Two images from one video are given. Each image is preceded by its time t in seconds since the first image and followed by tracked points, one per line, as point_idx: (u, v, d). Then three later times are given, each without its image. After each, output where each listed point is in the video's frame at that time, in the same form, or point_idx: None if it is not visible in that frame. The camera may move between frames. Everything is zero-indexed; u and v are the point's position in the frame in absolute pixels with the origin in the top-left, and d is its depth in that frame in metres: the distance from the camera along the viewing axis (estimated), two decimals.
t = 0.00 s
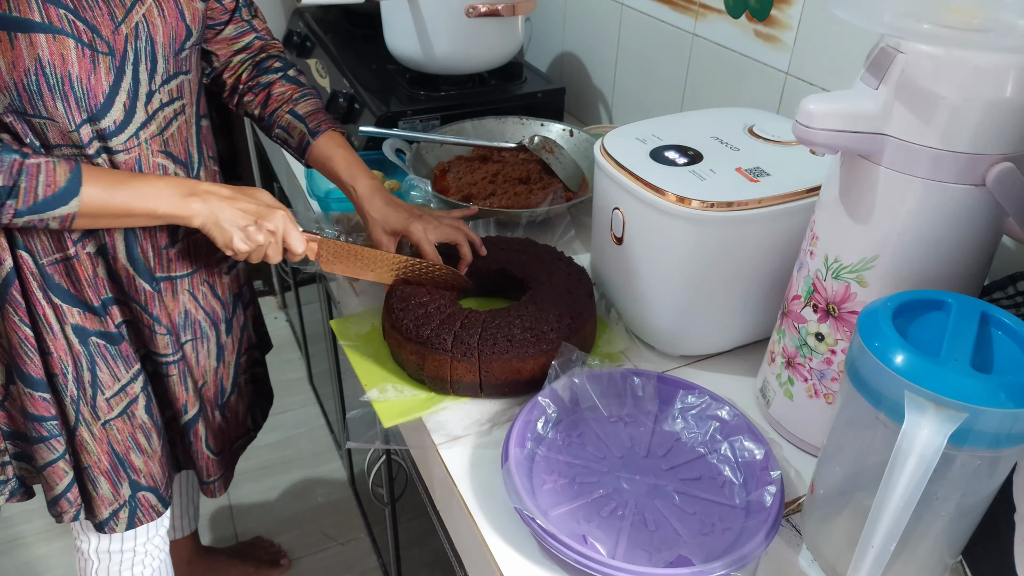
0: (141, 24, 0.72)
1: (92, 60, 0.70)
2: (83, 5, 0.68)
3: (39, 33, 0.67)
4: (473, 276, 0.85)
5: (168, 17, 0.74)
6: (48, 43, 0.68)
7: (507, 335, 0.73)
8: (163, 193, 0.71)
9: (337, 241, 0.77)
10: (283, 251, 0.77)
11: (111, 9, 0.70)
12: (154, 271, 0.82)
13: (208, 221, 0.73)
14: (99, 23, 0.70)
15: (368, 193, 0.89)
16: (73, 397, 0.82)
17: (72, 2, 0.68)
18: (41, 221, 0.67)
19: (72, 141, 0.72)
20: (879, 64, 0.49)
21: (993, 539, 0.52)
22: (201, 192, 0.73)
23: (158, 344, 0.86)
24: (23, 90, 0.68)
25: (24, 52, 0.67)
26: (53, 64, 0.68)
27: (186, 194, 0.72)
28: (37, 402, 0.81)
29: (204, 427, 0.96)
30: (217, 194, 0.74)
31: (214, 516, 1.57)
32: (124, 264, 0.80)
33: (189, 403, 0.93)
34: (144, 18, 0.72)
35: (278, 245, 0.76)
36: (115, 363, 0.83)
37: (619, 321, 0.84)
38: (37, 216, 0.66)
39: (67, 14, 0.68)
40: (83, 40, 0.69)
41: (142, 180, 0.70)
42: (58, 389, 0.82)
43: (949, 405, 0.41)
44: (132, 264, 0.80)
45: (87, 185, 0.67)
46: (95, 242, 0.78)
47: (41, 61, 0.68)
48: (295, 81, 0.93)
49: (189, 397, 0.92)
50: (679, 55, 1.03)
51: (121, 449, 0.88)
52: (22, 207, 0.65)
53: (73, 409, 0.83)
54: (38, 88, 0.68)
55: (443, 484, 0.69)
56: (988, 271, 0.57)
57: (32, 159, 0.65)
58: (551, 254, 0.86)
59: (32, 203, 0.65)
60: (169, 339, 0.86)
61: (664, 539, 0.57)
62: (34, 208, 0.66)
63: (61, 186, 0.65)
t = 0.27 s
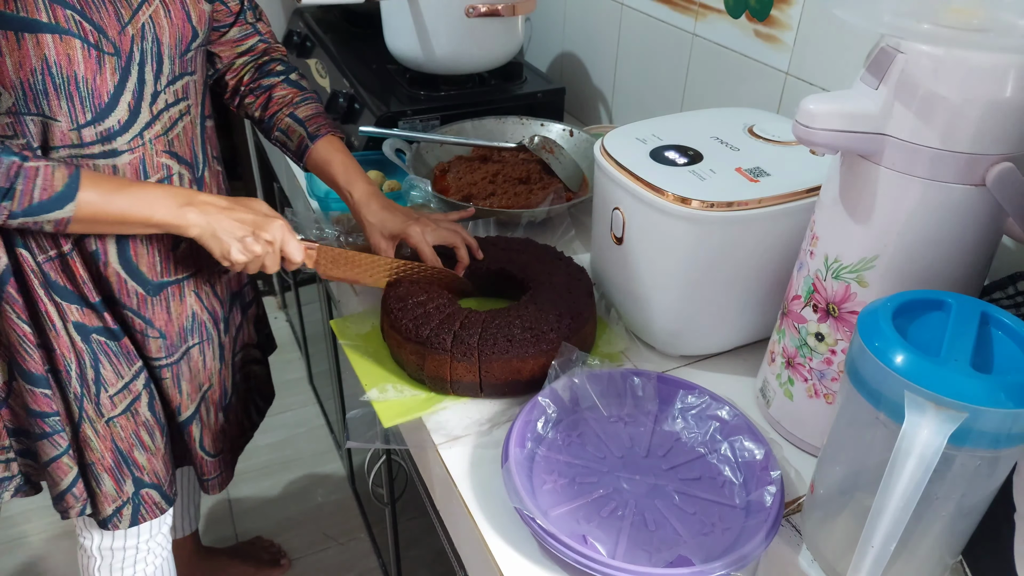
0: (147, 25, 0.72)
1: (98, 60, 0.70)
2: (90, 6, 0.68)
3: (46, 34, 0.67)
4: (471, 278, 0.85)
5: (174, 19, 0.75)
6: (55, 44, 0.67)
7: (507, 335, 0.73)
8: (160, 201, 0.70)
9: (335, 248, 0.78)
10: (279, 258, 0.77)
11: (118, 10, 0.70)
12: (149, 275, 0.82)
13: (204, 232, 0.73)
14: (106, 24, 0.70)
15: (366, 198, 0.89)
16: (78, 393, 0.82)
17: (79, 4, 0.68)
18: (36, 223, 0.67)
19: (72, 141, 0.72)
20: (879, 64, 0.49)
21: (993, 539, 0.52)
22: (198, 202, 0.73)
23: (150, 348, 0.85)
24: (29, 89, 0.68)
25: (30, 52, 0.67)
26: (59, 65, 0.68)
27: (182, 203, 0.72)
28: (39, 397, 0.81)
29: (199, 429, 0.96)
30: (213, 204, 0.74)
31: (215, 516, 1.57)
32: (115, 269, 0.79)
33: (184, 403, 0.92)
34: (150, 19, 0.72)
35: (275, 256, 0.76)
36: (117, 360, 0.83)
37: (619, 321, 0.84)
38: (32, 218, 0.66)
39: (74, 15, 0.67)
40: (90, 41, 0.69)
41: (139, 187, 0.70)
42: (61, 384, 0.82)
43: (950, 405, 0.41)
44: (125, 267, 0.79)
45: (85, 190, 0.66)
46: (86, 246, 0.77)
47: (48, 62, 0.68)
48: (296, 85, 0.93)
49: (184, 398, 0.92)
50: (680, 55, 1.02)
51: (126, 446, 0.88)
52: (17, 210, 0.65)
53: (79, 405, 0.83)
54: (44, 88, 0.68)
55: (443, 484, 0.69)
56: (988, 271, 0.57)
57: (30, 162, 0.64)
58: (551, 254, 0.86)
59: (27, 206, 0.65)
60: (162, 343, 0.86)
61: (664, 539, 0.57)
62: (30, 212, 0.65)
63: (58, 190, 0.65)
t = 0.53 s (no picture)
0: (153, 27, 0.72)
1: (105, 62, 0.70)
2: (98, 7, 0.68)
3: (54, 35, 0.67)
4: (472, 276, 0.86)
5: (180, 20, 0.75)
6: (62, 45, 0.67)
7: (507, 335, 0.73)
8: (165, 212, 0.71)
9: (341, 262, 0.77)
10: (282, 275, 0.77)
11: (125, 11, 0.70)
12: (159, 278, 0.81)
13: (209, 245, 0.73)
14: (114, 25, 0.70)
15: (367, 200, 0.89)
16: (83, 394, 0.82)
17: (87, 5, 0.68)
18: (41, 229, 0.67)
19: (80, 146, 0.72)
20: (879, 64, 0.49)
21: (993, 539, 0.52)
22: (203, 214, 0.73)
23: (156, 351, 0.85)
24: (36, 90, 0.68)
25: (38, 53, 0.67)
26: (67, 66, 0.68)
27: (188, 215, 0.72)
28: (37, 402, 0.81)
29: (206, 428, 0.96)
30: (217, 217, 0.74)
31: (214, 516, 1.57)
32: (125, 271, 0.79)
33: (191, 404, 0.92)
34: (157, 21, 0.72)
35: (279, 269, 0.76)
36: (123, 361, 0.83)
37: (619, 321, 0.84)
38: (37, 224, 0.66)
39: (82, 16, 0.68)
40: (97, 43, 0.69)
41: (143, 196, 0.70)
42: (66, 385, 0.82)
43: (949, 405, 0.41)
44: (135, 270, 0.79)
45: (90, 198, 0.67)
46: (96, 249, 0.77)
47: (55, 63, 0.68)
48: (298, 86, 0.94)
49: (191, 398, 0.92)
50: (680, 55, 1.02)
51: (130, 447, 0.88)
52: (23, 215, 0.65)
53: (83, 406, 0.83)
54: (52, 89, 0.68)
55: (443, 484, 0.69)
56: (988, 271, 0.57)
57: (38, 168, 0.65)
58: (551, 254, 0.86)
59: (33, 211, 0.65)
60: (171, 344, 0.86)
61: (664, 539, 0.57)
62: (35, 217, 0.66)
63: (64, 197, 0.66)
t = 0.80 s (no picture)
0: (154, 27, 0.72)
1: (107, 62, 0.70)
2: (99, 8, 0.68)
3: (55, 37, 0.67)
4: (472, 277, 0.85)
5: (181, 21, 0.75)
6: (64, 46, 0.68)
7: (507, 335, 0.73)
8: (164, 227, 0.71)
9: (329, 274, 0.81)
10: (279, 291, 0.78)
11: (126, 12, 0.70)
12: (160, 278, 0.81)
13: (207, 261, 0.73)
14: (115, 26, 0.70)
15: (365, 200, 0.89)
16: (87, 395, 0.82)
17: (88, 6, 0.68)
18: (40, 236, 0.68)
19: (82, 146, 0.72)
20: (878, 64, 0.49)
21: (994, 539, 0.52)
22: (201, 230, 0.74)
23: (158, 351, 0.85)
24: (38, 91, 0.68)
25: (40, 54, 0.67)
26: (69, 67, 0.68)
27: (186, 231, 0.73)
28: (43, 400, 0.81)
29: (209, 427, 0.96)
30: (216, 233, 0.74)
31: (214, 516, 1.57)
32: (126, 271, 0.79)
33: (193, 404, 0.92)
34: (157, 21, 0.72)
35: (276, 285, 0.77)
36: (127, 362, 0.83)
37: (619, 321, 0.84)
38: (36, 232, 0.67)
39: (84, 17, 0.68)
40: (99, 43, 0.69)
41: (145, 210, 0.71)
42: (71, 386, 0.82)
43: (949, 405, 0.41)
44: (137, 270, 0.79)
45: (91, 210, 0.68)
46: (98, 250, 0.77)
47: (57, 64, 0.68)
48: (297, 86, 0.94)
49: (194, 398, 0.92)
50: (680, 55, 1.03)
51: (133, 448, 0.88)
52: (23, 221, 0.66)
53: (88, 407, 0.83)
54: (54, 90, 0.68)
55: (443, 484, 0.69)
56: (988, 271, 0.57)
57: (42, 176, 0.65)
58: (551, 254, 0.86)
59: (33, 218, 0.66)
60: (173, 343, 0.86)
61: (664, 539, 0.57)
62: (35, 224, 0.66)
63: (65, 207, 0.66)
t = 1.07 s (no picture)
0: (149, 26, 0.72)
1: (102, 63, 0.70)
2: (92, 9, 0.68)
3: (50, 38, 0.67)
4: (473, 276, 0.86)
5: (175, 19, 0.75)
6: (59, 48, 0.67)
7: (507, 335, 0.73)
8: (187, 253, 0.72)
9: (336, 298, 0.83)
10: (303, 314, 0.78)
11: (120, 12, 0.70)
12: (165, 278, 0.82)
13: (225, 290, 0.74)
14: (109, 26, 0.70)
15: (363, 200, 0.89)
16: (81, 398, 0.82)
17: (83, 7, 0.68)
18: (65, 250, 0.67)
19: (81, 148, 0.72)
20: (879, 64, 0.49)
21: (993, 539, 0.52)
22: (221, 259, 0.74)
23: (165, 348, 0.86)
24: (35, 93, 0.68)
25: (35, 56, 0.67)
26: (65, 68, 0.68)
27: (207, 258, 0.73)
28: (50, 401, 0.81)
29: (216, 427, 0.96)
30: (234, 262, 0.75)
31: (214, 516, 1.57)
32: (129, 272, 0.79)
33: (200, 403, 0.92)
34: (152, 20, 0.72)
35: (292, 315, 0.77)
36: (123, 365, 0.83)
37: (619, 321, 0.84)
38: (65, 244, 0.66)
39: (78, 18, 0.67)
40: (94, 44, 0.69)
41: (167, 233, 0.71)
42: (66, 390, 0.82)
43: (949, 405, 0.41)
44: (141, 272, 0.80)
45: (121, 226, 0.68)
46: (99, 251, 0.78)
47: (53, 66, 0.68)
48: (293, 84, 0.94)
49: (201, 398, 0.92)
50: (680, 55, 1.02)
51: (129, 450, 0.88)
52: (54, 233, 0.66)
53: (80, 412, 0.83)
54: (50, 92, 0.69)
55: (443, 484, 0.69)
56: (988, 271, 0.57)
57: (77, 190, 0.66)
58: (551, 254, 0.86)
59: (64, 231, 0.66)
60: (179, 344, 0.86)
61: (664, 540, 0.57)
62: (65, 237, 0.66)
63: (97, 222, 0.67)
